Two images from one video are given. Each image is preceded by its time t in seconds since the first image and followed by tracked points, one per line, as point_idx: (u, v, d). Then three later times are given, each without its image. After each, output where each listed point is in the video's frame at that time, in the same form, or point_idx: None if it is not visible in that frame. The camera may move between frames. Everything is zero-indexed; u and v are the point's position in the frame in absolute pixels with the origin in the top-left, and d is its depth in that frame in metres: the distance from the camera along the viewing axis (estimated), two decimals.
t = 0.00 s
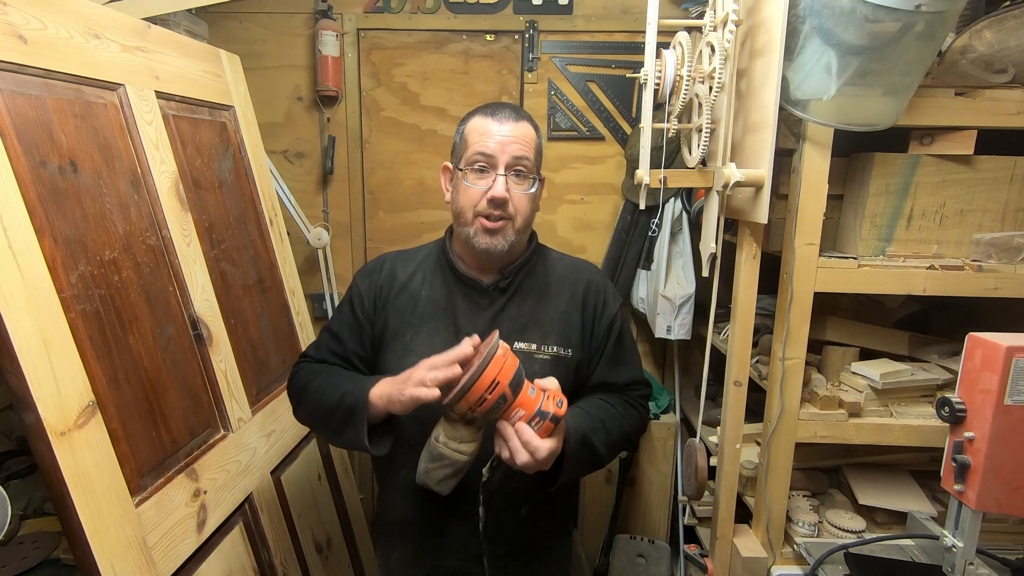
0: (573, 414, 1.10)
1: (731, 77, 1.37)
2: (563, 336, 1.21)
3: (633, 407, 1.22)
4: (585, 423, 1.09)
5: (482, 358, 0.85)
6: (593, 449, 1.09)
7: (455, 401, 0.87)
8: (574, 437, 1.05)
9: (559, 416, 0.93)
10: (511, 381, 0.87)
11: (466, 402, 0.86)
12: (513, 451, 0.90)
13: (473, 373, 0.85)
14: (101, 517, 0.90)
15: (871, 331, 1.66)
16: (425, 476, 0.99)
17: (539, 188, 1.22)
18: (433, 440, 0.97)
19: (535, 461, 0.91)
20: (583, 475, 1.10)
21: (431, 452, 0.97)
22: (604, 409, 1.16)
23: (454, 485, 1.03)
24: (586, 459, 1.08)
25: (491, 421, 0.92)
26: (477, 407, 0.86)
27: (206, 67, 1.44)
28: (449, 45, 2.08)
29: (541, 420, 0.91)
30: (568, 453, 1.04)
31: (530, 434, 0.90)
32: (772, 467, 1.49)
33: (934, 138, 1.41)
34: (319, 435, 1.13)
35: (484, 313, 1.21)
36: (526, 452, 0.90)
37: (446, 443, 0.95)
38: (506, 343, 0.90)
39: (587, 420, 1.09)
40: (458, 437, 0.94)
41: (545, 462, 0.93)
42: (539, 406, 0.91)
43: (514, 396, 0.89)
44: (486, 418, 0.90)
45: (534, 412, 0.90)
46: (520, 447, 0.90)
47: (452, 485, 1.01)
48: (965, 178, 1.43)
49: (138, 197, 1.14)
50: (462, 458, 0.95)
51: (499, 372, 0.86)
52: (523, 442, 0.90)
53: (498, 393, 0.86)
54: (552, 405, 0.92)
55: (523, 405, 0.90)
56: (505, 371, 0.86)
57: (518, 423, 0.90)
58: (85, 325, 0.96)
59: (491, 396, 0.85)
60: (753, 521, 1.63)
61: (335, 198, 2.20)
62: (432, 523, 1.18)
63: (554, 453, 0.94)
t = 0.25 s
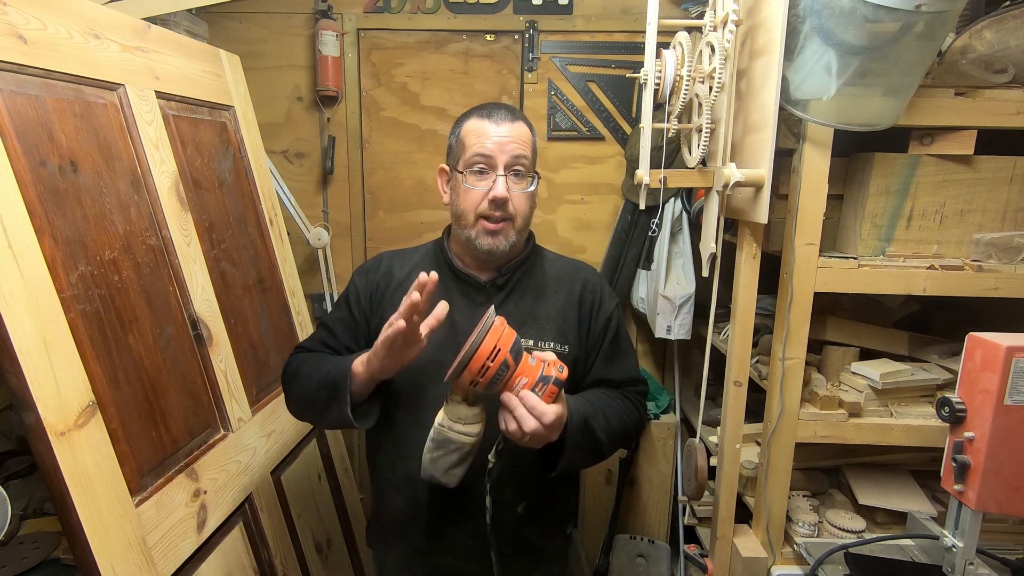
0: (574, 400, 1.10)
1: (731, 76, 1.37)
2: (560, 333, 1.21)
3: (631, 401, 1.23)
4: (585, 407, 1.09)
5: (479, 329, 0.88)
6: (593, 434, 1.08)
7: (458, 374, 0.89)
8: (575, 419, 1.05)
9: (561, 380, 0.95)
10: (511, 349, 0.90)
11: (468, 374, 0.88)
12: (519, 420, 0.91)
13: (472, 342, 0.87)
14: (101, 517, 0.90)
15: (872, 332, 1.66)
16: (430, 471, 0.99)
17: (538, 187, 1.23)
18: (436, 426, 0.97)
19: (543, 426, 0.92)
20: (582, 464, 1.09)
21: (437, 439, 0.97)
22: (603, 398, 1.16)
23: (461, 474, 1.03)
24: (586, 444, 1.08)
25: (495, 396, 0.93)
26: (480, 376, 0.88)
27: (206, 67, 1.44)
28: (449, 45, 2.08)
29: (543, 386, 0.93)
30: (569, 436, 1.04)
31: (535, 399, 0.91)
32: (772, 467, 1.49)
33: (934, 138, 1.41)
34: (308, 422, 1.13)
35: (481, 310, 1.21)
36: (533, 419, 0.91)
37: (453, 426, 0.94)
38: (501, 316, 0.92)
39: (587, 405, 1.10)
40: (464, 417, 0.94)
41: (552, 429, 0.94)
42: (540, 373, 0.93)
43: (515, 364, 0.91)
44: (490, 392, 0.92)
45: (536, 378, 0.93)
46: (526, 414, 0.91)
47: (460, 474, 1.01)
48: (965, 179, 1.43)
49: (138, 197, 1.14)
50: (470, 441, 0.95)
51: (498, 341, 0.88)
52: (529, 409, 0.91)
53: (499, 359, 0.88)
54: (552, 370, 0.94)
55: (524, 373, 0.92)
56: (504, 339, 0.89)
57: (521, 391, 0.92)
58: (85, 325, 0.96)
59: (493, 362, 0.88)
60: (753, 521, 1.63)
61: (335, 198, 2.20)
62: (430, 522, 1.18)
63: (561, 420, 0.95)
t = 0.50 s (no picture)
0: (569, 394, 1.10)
1: (731, 77, 1.37)
2: (557, 331, 1.22)
3: (628, 398, 1.23)
4: (581, 399, 1.10)
5: (476, 315, 0.89)
6: (590, 427, 1.09)
7: (455, 359, 0.90)
8: (570, 412, 1.06)
9: (558, 366, 0.95)
10: (507, 334, 0.91)
11: (465, 359, 0.89)
12: (516, 405, 0.91)
13: (469, 328, 0.88)
14: (102, 517, 0.90)
15: (872, 332, 1.66)
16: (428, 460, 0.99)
17: (536, 187, 1.23)
18: (434, 415, 0.97)
19: (539, 411, 0.92)
20: (579, 460, 1.10)
21: (435, 428, 0.97)
22: (599, 393, 1.17)
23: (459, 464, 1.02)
24: (583, 435, 1.08)
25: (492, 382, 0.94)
26: (477, 361, 0.89)
27: (206, 67, 1.44)
28: (449, 45, 2.08)
29: (540, 372, 0.93)
30: (564, 431, 1.05)
31: (531, 384, 0.91)
32: (772, 467, 1.49)
33: (934, 138, 1.41)
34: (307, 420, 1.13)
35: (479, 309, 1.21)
36: (530, 404, 0.91)
37: (451, 414, 0.95)
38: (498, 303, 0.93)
39: (583, 399, 1.10)
40: (462, 405, 0.95)
41: (549, 415, 0.94)
42: (537, 359, 0.94)
43: (512, 349, 0.92)
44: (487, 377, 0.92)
45: (533, 363, 0.93)
46: (523, 400, 0.91)
47: (458, 465, 1.00)
48: (965, 179, 1.43)
49: (138, 197, 1.14)
50: (468, 429, 0.95)
51: (494, 327, 0.89)
52: (526, 394, 0.91)
53: (496, 344, 0.89)
54: (549, 356, 0.95)
55: (521, 358, 0.93)
56: (500, 324, 0.90)
57: (518, 376, 0.92)
58: (85, 325, 0.96)
59: (490, 347, 0.89)
60: (753, 521, 1.63)
61: (335, 198, 2.20)
62: (427, 520, 1.18)
63: (558, 406, 0.95)
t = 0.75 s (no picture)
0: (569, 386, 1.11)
1: (731, 76, 1.37)
2: (554, 329, 1.22)
3: (626, 393, 1.23)
4: (581, 391, 1.10)
5: (475, 310, 0.89)
6: (589, 420, 1.09)
7: (457, 354, 0.90)
8: (571, 403, 1.07)
9: (558, 355, 0.96)
10: (507, 327, 0.91)
11: (467, 354, 0.90)
12: (519, 396, 0.92)
13: (468, 323, 0.89)
14: (101, 517, 0.90)
15: (872, 332, 1.66)
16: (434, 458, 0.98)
17: (534, 188, 1.23)
18: (437, 413, 0.97)
19: (543, 401, 0.92)
20: (579, 454, 1.10)
21: (439, 426, 0.96)
22: (598, 386, 1.17)
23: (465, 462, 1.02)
24: (582, 428, 1.08)
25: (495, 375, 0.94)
26: (479, 355, 0.89)
27: (206, 67, 1.44)
28: (449, 45, 2.08)
29: (541, 362, 0.94)
30: (565, 421, 1.06)
31: (533, 374, 0.92)
32: (772, 467, 1.49)
33: (934, 138, 1.41)
34: (305, 420, 1.14)
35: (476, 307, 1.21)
36: (533, 394, 0.92)
37: (454, 411, 0.95)
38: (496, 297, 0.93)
39: (582, 390, 1.11)
40: (465, 401, 0.95)
41: (553, 404, 0.95)
42: (537, 349, 0.94)
43: (512, 341, 0.92)
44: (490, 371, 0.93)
45: (534, 354, 0.94)
46: (526, 390, 0.92)
47: (464, 462, 1.00)
48: (965, 179, 1.43)
49: (138, 198, 1.14)
50: (472, 424, 0.95)
51: (494, 321, 0.90)
52: (528, 384, 0.92)
53: (496, 337, 0.90)
54: (549, 345, 0.95)
55: (522, 349, 0.93)
56: (499, 317, 0.90)
57: (520, 367, 0.93)
58: (85, 325, 0.96)
59: (490, 341, 0.89)
60: (753, 521, 1.63)
61: (335, 198, 2.20)
62: (425, 520, 1.18)
63: (561, 395, 0.95)
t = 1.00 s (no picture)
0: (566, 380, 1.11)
1: (731, 77, 1.37)
2: (554, 326, 1.22)
3: (625, 388, 1.23)
4: (577, 386, 1.10)
5: (471, 304, 0.91)
6: (587, 415, 1.09)
7: (454, 349, 0.91)
8: (569, 396, 1.07)
9: (554, 348, 0.96)
10: (501, 321, 0.92)
11: (463, 348, 0.90)
12: (516, 388, 0.92)
13: (464, 318, 0.90)
14: (101, 517, 0.90)
15: (872, 332, 1.66)
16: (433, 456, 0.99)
17: (531, 188, 1.23)
18: (435, 410, 0.97)
19: (540, 393, 0.93)
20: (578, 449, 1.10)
21: (437, 423, 0.97)
22: (595, 381, 1.17)
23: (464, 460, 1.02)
24: (580, 424, 1.08)
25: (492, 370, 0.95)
26: (475, 349, 0.90)
27: (206, 67, 1.44)
28: (449, 45, 2.08)
29: (536, 356, 0.94)
30: (563, 415, 1.06)
31: (529, 366, 0.92)
32: (772, 467, 1.49)
33: (934, 138, 1.41)
34: (306, 421, 1.14)
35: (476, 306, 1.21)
36: (529, 386, 0.92)
37: (451, 406, 0.95)
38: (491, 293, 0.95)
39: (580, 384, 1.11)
40: (462, 397, 0.95)
41: (550, 396, 0.95)
42: (532, 344, 0.95)
43: (507, 336, 0.93)
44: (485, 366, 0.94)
45: (529, 347, 0.94)
46: (522, 383, 0.92)
47: (463, 459, 1.00)
48: (965, 179, 1.43)
49: (138, 197, 1.14)
50: (470, 420, 0.95)
51: (488, 315, 0.91)
52: (525, 377, 0.92)
53: (491, 331, 0.91)
54: (544, 339, 0.96)
55: (517, 344, 0.94)
56: (494, 312, 0.92)
57: (516, 361, 0.93)
58: (85, 325, 0.96)
59: (486, 335, 0.90)
60: (753, 521, 1.63)
61: (335, 198, 2.20)
62: (424, 519, 1.18)
63: (558, 387, 0.95)
